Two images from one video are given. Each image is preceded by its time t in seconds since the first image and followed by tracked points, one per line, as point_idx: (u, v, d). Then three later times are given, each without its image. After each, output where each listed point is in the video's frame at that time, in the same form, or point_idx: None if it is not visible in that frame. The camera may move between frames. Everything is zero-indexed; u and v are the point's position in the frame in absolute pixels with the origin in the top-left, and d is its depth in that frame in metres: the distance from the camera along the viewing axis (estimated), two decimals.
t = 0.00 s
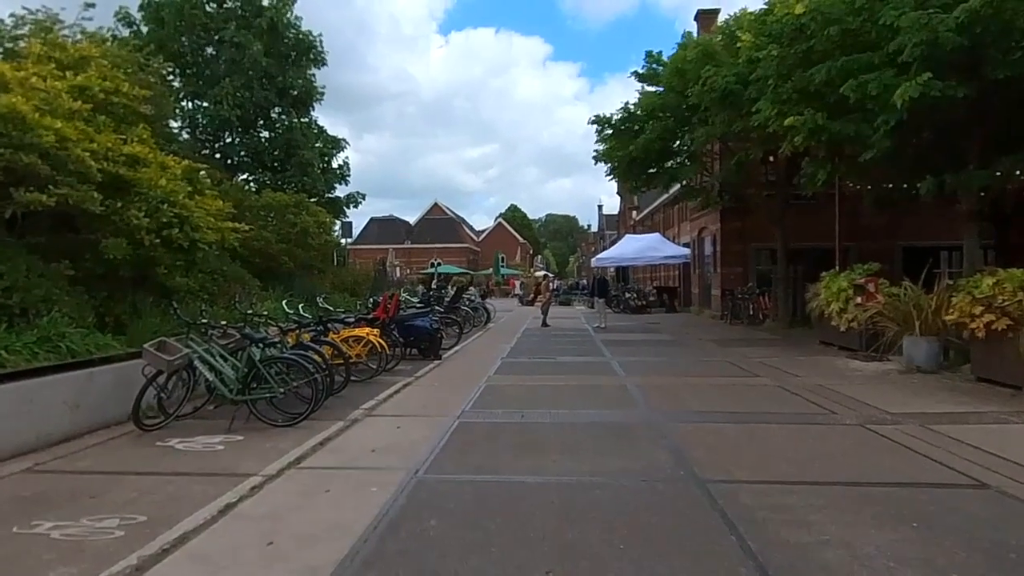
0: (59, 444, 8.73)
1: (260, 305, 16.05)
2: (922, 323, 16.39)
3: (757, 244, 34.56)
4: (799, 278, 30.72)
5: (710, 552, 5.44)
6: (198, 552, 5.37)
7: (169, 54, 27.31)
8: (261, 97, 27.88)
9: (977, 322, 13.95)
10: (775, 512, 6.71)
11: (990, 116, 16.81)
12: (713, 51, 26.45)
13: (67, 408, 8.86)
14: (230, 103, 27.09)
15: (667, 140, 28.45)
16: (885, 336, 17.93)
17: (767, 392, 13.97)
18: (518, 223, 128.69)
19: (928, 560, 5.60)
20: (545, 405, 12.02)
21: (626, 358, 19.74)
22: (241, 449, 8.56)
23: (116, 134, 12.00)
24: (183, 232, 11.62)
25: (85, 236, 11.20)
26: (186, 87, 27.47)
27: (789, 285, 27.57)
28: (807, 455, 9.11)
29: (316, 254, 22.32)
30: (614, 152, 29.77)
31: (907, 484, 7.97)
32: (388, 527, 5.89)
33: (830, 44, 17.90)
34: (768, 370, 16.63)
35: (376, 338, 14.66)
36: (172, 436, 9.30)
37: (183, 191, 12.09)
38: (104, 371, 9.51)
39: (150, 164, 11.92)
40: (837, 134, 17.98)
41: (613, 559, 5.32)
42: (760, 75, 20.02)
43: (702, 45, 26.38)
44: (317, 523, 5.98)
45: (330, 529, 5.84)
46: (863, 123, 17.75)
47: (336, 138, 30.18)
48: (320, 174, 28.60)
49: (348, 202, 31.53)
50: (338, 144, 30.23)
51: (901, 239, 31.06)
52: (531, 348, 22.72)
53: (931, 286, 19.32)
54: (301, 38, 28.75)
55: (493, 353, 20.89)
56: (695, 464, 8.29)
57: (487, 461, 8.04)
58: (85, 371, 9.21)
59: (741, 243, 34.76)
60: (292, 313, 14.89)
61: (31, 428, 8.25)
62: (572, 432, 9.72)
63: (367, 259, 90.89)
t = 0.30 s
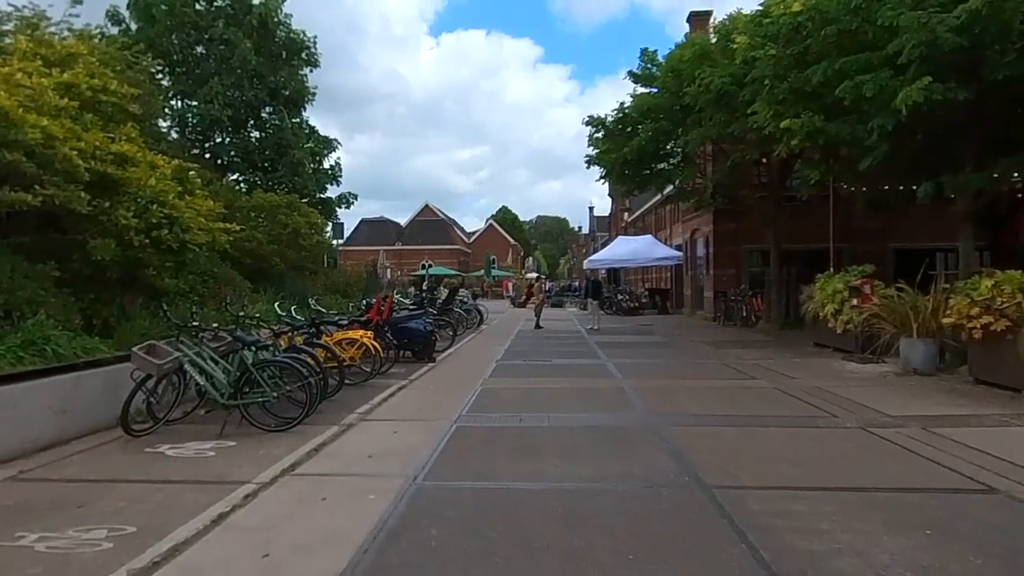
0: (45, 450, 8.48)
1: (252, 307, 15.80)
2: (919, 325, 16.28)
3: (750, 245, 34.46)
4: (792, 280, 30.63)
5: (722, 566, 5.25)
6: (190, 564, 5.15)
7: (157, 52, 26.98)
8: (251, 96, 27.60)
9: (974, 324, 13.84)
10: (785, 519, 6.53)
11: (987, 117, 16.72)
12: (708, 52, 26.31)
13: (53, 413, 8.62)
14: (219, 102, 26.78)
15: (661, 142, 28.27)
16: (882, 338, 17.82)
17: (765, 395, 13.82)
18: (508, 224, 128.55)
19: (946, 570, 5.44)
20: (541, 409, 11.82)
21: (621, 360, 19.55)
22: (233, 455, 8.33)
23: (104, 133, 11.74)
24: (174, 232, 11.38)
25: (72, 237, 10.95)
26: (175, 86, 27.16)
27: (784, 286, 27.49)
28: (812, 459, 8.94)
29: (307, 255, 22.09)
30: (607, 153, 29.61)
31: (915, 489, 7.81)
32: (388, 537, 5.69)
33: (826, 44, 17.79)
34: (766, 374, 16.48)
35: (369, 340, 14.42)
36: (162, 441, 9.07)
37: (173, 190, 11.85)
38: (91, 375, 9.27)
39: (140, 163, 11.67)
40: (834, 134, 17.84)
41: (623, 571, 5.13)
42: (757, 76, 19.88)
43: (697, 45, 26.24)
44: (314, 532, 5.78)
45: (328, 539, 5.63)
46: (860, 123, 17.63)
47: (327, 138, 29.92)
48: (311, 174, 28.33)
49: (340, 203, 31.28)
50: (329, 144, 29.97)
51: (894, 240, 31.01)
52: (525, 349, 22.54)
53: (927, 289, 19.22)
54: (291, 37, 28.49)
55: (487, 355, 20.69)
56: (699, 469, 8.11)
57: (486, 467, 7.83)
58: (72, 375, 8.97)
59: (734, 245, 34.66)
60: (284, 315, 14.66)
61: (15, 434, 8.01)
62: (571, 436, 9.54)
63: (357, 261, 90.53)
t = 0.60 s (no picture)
0: (23, 459, 8.16)
1: (237, 308, 15.48)
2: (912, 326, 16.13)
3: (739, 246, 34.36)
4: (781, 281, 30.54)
5: None
6: None
7: (139, 48, 26.55)
8: (237, 93, 27.22)
9: (969, 325, 13.68)
10: (796, 527, 6.30)
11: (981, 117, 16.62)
12: (698, 52, 26.16)
13: (31, 420, 8.30)
14: (203, 99, 26.37)
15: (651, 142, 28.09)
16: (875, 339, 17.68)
17: (762, 398, 13.63)
18: (493, 225, 128.32)
19: None
20: (536, 412, 11.58)
21: (613, 362, 19.33)
22: (220, 463, 8.04)
23: (84, 129, 11.40)
24: (157, 232, 11.05)
25: (51, 236, 10.60)
26: (158, 83, 26.75)
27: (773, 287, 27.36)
28: (816, 464, 8.73)
29: (293, 256, 21.75)
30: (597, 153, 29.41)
31: (924, 495, 7.61)
32: (386, 550, 5.42)
33: (819, 44, 17.64)
34: (760, 376, 16.30)
35: (359, 343, 14.11)
36: (145, 448, 8.76)
37: (156, 189, 11.51)
38: (70, 380, 8.95)
39: (121, 160, 11.33)
40: (828, 134, 17.68)
41: None
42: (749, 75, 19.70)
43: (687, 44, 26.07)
44: (308, 545, 5.51)
45: (323, 553, 5.36)
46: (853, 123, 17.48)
47: (313, 137, 29.57)
48: (297, 173, 27.98)
49: (326, 203, 30.94)
50: (316, 143, 29.62)
51: (883, 242, 30.97)
52: (515, 351, 22.30)
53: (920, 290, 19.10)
54: (277, 34, 28.14)
55: (478, 357, 20.44)
56: (703, 475, 7.88)
57: (483, 474, 7.57)
58: (51, 380, 8.65)
59: (723, 246, 34.55)
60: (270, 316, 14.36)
61: None
62: (569, 441, 9.29)
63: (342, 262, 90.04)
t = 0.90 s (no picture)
0: None
1: (217, 308, 15.14)
2: (903, 326, 16.06)
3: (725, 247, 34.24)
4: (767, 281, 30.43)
5: None
6: None
7: (118, 43, 26.08)
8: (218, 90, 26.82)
9: (959, 325, 13.48)
10: (802, 533, 6.07)
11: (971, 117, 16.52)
12: (685, 51, 26.00)
13: None
14: (183, 96, 25.93)
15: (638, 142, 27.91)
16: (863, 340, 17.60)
17: (754, 399, 13.42)
18: (477, 226, 127.97)
19: None
20: (525, 415, 11.32)
21: (601, 363, 19.10)
22: (201, 470, 7.73)
23: (59, 124, 11.04)
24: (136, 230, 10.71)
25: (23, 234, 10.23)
26: (137, 78, 26.29)
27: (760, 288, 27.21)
28: (815, 468, 8.52)
29: (275, 256, 21.40)
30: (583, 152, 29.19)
31: (928, 499, 7.42)
32: (377, 561, 5.15)
33: (809, 43, 17.49)
34: (750, 377, 16.10)
35: (344, 344, 13.81)
36: (121, 455, 8.43)
37: (135, 186, 11.17)
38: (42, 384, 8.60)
39: (98, 156, 10.98)
40: (817, 133, 17.52)
41: None
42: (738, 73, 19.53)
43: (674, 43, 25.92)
44: (294, 557, 5.23)
45: (311, 565, 5.08)
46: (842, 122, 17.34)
47: (296, 135, 29.20)
48: (279, 171, 27.60)
49: (309, 203, 30.55)
50: (298, 141, 29.25)
51: (869, 242, 30.93)
52: (501, 352, 22.02)
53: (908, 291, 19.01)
54: (259, 30, 27.77)
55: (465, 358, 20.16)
56: (701, 480, 7.64)
57: (475, 480, 7.31)
58: (21, 385, 8.30)
59: (709, 247, 34.42)
60: (253, 318, 14.02)
61: None
62: (561, 445, 9.05)
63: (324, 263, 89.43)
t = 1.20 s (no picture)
0: None
1: (191, 312, 14.68)
2: (888, 330, 15.76)
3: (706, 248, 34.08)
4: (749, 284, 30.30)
5: None
6: None
7: (88, 39, 25.46)
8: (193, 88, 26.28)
9: (948, 330, 13.32)
10: (811, 551, 5.77)
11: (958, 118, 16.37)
12: (668, 51, 25.77)
13: None
14: (156, 93, 25.35)
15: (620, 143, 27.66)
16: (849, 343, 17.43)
17: (744, 405, 13.15)
18: (455, 228, 127.56)
19: None
20: (513, 423, 10.98)
21: (585, 367, 18.78)
22: (174, 484, 7.32)
23: (24, 119, 10.57)
24: (106, 231, 10.28)
25: None
26: (108, 75, 25.68)
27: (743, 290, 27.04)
28: (816, 479, 8.23)
29: (252, 257, 20.93)
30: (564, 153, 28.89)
31: (935, 510, 7.15)
32: None
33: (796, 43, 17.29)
34: (738, 382, 15.85)
35: (325, 349, 13.42)
36: (89, 469, 8.00)
37: (105, 185, 10.72)
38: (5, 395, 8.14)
39: (66, 153, 10.52)
40: (804, 133, 17.31)
41: None
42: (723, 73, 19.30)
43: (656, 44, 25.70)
44: None
45: None
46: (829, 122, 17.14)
47: (273, 135, 28.70)
48: (255, 171, 27.10)
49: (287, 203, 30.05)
50: (275, 141, 28.75)
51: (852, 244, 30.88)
52: (483, 356, 21.66)
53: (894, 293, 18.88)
54: (235, 27, 27.25)
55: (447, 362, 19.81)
56: (700, 493, 7.32)
57: (464, 495, 6.96)
58: None
59: (691, 249, 34.25)
60: (229, 322, 13.60)
61: None
62: (552, 455, 8.72)
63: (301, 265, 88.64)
